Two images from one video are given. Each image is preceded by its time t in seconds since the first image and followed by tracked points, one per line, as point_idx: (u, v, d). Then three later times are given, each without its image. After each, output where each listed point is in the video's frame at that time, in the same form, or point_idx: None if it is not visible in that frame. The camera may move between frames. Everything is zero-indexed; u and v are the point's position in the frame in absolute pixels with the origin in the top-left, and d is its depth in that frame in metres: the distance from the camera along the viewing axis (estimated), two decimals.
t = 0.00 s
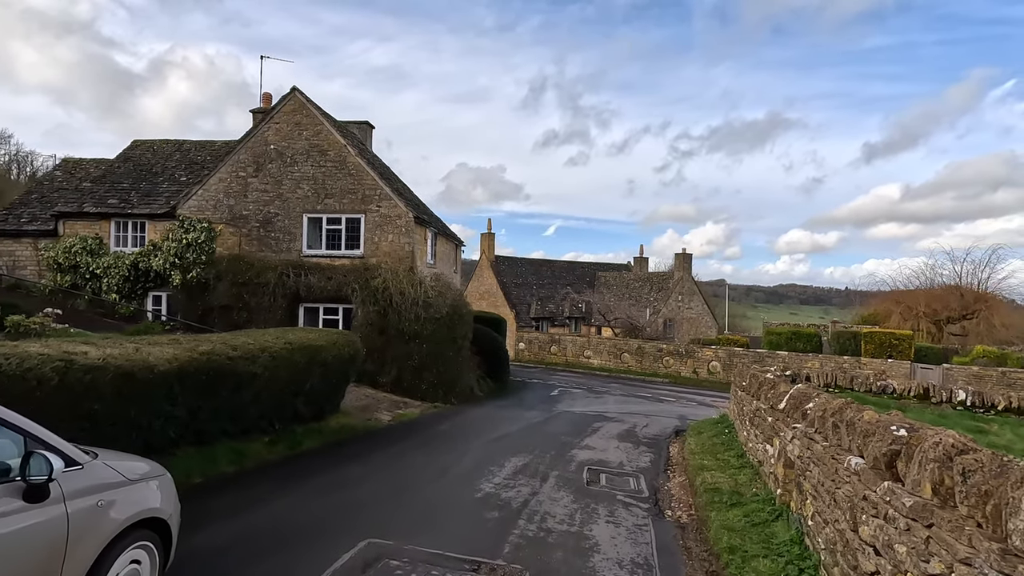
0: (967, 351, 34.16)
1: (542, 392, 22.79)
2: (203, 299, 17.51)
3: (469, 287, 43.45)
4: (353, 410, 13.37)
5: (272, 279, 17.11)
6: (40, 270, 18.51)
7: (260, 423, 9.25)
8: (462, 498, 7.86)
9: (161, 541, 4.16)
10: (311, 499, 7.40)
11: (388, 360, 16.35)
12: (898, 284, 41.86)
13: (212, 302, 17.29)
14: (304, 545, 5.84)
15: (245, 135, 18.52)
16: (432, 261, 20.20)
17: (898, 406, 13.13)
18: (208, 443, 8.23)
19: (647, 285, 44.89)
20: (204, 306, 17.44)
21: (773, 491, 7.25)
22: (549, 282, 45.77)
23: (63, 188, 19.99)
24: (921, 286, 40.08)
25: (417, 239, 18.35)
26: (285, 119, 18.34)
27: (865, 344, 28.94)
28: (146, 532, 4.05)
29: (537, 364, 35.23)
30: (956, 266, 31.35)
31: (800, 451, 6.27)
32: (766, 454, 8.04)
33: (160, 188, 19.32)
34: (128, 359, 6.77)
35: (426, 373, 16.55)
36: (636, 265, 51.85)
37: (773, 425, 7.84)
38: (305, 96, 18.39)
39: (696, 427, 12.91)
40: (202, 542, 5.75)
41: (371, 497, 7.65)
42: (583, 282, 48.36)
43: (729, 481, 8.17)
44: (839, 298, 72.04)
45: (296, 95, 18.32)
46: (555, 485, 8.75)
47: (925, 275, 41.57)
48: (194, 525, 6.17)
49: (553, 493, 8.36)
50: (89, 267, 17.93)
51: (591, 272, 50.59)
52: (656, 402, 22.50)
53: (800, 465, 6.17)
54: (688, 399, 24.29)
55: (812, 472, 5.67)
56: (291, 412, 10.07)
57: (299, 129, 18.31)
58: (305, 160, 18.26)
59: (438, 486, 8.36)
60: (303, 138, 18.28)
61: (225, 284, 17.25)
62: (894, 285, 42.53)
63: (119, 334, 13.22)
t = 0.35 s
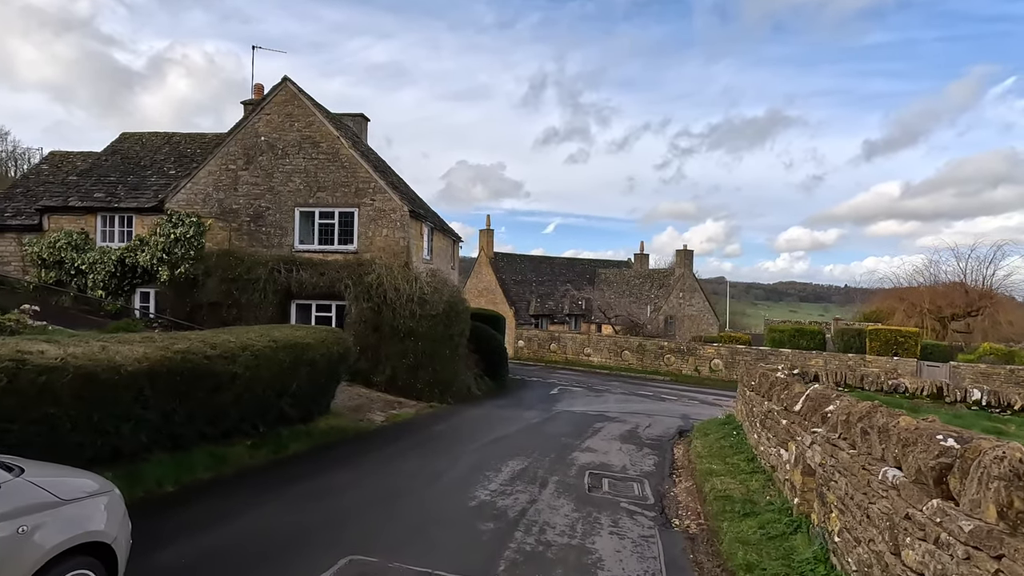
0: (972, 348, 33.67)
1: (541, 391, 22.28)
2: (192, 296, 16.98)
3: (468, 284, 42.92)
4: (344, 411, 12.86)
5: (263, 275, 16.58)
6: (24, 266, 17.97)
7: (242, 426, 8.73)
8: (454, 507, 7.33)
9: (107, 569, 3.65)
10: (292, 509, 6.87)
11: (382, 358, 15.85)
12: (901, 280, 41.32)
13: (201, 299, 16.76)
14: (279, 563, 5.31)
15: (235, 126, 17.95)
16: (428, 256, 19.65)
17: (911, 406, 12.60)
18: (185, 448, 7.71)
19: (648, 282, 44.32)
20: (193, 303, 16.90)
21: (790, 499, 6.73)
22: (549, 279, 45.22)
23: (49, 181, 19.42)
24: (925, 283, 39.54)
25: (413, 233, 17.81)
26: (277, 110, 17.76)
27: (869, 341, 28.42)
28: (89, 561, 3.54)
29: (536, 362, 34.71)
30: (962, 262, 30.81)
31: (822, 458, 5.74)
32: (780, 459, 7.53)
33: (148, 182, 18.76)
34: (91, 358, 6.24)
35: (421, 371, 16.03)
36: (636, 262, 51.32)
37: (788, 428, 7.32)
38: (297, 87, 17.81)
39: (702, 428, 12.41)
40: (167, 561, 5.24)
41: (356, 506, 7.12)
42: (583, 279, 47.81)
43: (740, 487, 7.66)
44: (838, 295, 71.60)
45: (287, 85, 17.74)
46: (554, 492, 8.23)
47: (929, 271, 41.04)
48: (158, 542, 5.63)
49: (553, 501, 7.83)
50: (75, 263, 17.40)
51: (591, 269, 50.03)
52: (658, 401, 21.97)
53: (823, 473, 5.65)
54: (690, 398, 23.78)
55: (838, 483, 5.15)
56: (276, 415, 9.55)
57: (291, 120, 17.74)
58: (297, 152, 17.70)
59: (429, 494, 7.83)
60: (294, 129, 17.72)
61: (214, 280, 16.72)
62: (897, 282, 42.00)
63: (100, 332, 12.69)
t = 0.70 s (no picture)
0: (974, 344, 33.24)
1: (539, 388, 21.76)
2: (176, 292, 16.37)
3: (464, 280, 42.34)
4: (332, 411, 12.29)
5: (250, 269, 15.99)
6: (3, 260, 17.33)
7: (218, 429, 8.17)
8: (445, 517, 6.79)
9: None
10: (268, 519, 6.34)
11: (373, 355, 15.31)
12: (902, 276, 40.89)
13: (186, 294, 16.16)
14: None
15: (221, 115, 17.30)
16: (422, 251, 19.09)
17: (924, 405, 12.10)
18: (153, 453, 7.16)
19: (647, 277, 43.74)
20: (177, 298, 16.30)
21: (807, 510, 6.20)
22: (546, 275, 44.63)
23: (29, 173, 18.75)
24: (927, 278, 39.09)
25: (406, 226, 17.23)
26: (264, 98, 17.12)
27: (873, 337, 27.92)
28: None
29: (534, 359, 34.19)
30: (966, 257, 30.30)
31: (848, 467, 5.20)
32: (795, 464, 7.00)
33: (131, 173, 18.11)
34: (41, 356, 5.68)
35: (414, 369, 15.48)
36: (635, 257, 50.77)
37: (804, 431, 6.78)
38: (285, 74, 17.19)
39: (706, 429, 11.89)
40: None
41: (337, 515, 6.56)
42: (582, 275, 47.24)
43: (751, 495, 7.13)
44: (835, 292, 71.31)
45: (275, 73, 17.11)
46: (553, 499, 7.69)
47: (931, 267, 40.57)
48: (115, 560, 5.10)
49: (552, 509, 7.29)
50: (55, 257, 16.77)
51: (589, 264, 49.44)
52: (658, 399, 21.46)
53: (849, 483, 5.10)
54: (690, 395, 23.28)
55: (870, 497, 4.61)
56: (257, 416, 8.99)
57: (279, 109, 17.10)
58: (285, 142, 17.07)
59: (418, 501, 7.30)
60: (283, 118, 17.07)
61: (199, 275, 16.13)
62: (898, 277, 41.54)
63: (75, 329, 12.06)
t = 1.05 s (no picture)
0: (977, 341, 32.77)
1: (535, 385, 21.26)
2: (159, 286, 15.79)
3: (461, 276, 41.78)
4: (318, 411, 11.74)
5: (235, 263, 15.43)
6: None
7: (189, 430, 7.63)
8: (429, 527, 6.26)
9: None
10: (235, 531, 5.83)
11: (363, 352, 14.78)
12: (903, 273, 40.39)
13: (169, 289, 15.58)
14: None
15: (206, 104, 16.69)
16: (415, 244, 18.54)
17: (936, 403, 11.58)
18: (115, 458, 6.63)
19: (646, 273, 43.18)
20: (160, 293, 15.72)
21: (823, 520, 5.68)
22: (544, 271, 44.07)
23: (9, 163, 18.12)
24: (929, 274, 38.59)
25: (397, 219, 16.66)
26: (250, 86, 16.51)
27: (875, 333, 27.28)
28: None
29: (531, 356, 33.69)
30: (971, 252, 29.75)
31: (875, 476, 4.67)
32: (807, 469, 6.48)
33: (114, 164, 17.50)
34: None
35: (406, 366, 14.94)
36: (633, 253, 50.24)
37: (818, 434, 6.27)
38: (272, 61, 16.58)
39: (708, 429, 11.39)
40: None
41: (313, 526, 6.05)
42: (580, 270, 46.69)
43: (759, 501, 6.63)
44: (834, 289, 70.89)
45: (262, 59, 16.51)
46: (547, 506, 7.16)
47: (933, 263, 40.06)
48: None
49: (545, 517, 6.77)
50: (34, 250, 16.19)
51: (587, 260, 48.89)
52: (657, 396, 20.95)
53: (876, 494, 4.57)
54: (690, 393, 22.78)
55: (902, 510, 4.09)
56: (232, 416, 8.46)
57: (266, 97, 16.49)
58: (272, 132, 16.47)
59: (402, 509, 6.78)
60: (270, 107, 16.47)
61: (183, 269, 15.56)
62: (899, 273, 41.05)
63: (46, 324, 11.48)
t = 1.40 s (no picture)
0: (981, 339, 32.32)
1: (533, 384, 20.80)
2: (144, 282, 15.26)
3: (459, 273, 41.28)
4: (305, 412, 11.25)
5: (222, 257, 14.91)
6: None
7: (159, 434, 7.11)
8: (414, 542, 5.77)
9: None
10: (202, 546, 5.34)
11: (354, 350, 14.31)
12: (906, 270, 39.90)
13: (154, 285, 15.05)
14: None
15: (192, 93, 16.12)
16: (409, 238, 18.03)
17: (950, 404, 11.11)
18: (75, 465, 6.14)
19: (646, 270, 42.67)
20: (145, 289, 15.19)
21: (843, 536, 5.20)
22: (543, 267, 43.56)
23: None
24: (931, 271, 38.10)
25: (390, 212, 16.13)
26: (238, 74, 15.96)
27: (879, 330, 26.76)
28: None
29: (529, 353, 33.23)
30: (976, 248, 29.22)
31: (907, 491, 4.18)
32: (824, 476, 6.00)
33: (98, 156, 16.95)
34: None
35: (398, 364, 14.45)
36: (633, 249, 49.72)
37: (837, 440, 5.78)
38: (260, 49, 16.02)
39: (712, 430, 10.92)
40: None
41: (288, 541, 5.57)
42: (579, 267, 46.17)
43: (771, 512, 6.16)
44: (833, 287, 70.47)
45: (250, 47, 15.95)
46: (543, 517, 6.66)
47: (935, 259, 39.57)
48: None
49: (541, 530, 6.27)
50: (15, 244, 15.69)
51: (586, 256, 48.36)
52: (658, 395, 20.49)
53: (909, 512, 4.09)
54: (691, 391, 22.33)
55: (946, 534, 3.60)
56: (209, 419, 7.96)
57: (254, 86, 15.93)
58: (261, 122, 15.91)
59: (386, 521, 6.28)
60: (258, 96, 15.91)
61: (168, 264, 15.03)
62: (901, 270, 40.56)
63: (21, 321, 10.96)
